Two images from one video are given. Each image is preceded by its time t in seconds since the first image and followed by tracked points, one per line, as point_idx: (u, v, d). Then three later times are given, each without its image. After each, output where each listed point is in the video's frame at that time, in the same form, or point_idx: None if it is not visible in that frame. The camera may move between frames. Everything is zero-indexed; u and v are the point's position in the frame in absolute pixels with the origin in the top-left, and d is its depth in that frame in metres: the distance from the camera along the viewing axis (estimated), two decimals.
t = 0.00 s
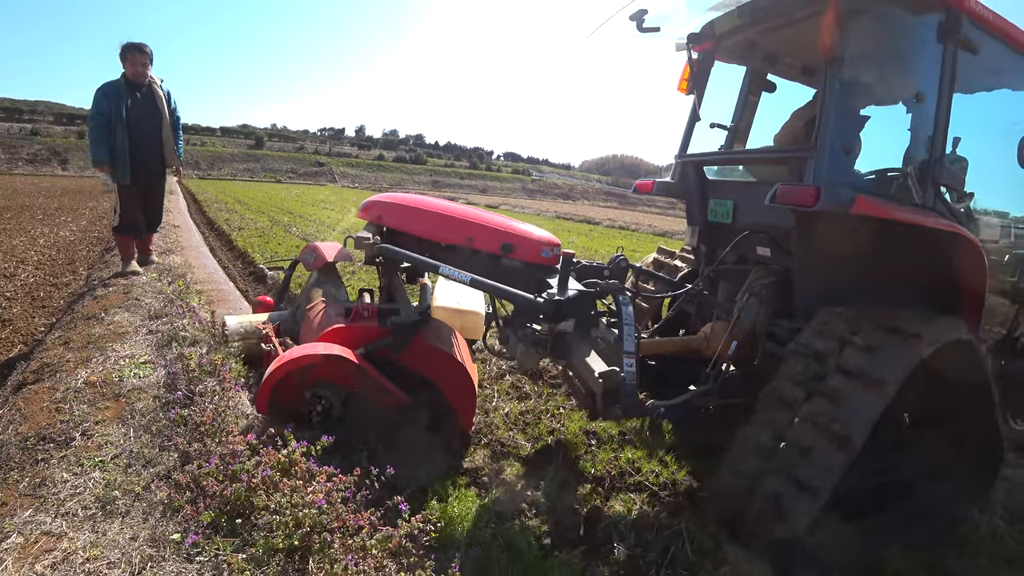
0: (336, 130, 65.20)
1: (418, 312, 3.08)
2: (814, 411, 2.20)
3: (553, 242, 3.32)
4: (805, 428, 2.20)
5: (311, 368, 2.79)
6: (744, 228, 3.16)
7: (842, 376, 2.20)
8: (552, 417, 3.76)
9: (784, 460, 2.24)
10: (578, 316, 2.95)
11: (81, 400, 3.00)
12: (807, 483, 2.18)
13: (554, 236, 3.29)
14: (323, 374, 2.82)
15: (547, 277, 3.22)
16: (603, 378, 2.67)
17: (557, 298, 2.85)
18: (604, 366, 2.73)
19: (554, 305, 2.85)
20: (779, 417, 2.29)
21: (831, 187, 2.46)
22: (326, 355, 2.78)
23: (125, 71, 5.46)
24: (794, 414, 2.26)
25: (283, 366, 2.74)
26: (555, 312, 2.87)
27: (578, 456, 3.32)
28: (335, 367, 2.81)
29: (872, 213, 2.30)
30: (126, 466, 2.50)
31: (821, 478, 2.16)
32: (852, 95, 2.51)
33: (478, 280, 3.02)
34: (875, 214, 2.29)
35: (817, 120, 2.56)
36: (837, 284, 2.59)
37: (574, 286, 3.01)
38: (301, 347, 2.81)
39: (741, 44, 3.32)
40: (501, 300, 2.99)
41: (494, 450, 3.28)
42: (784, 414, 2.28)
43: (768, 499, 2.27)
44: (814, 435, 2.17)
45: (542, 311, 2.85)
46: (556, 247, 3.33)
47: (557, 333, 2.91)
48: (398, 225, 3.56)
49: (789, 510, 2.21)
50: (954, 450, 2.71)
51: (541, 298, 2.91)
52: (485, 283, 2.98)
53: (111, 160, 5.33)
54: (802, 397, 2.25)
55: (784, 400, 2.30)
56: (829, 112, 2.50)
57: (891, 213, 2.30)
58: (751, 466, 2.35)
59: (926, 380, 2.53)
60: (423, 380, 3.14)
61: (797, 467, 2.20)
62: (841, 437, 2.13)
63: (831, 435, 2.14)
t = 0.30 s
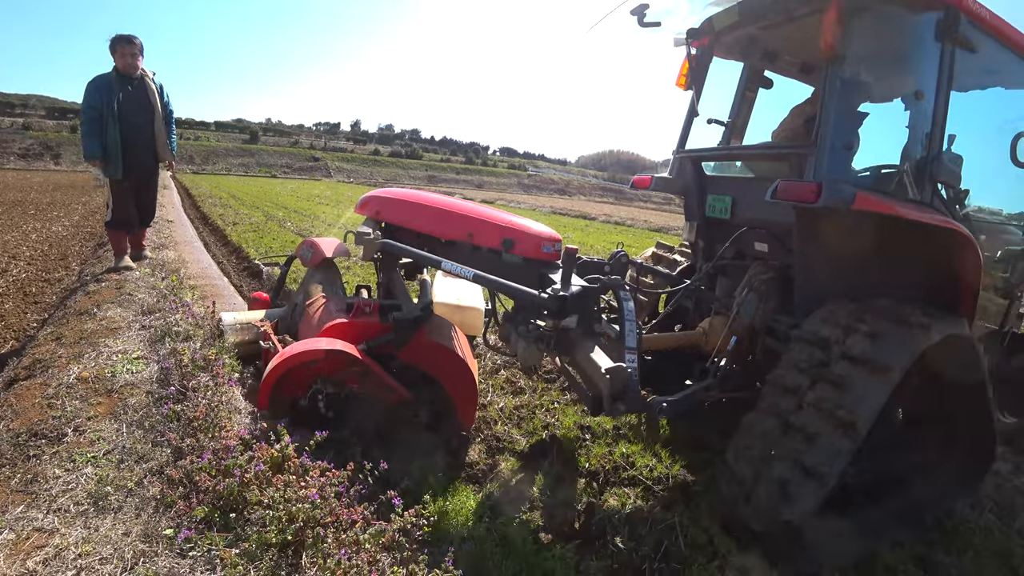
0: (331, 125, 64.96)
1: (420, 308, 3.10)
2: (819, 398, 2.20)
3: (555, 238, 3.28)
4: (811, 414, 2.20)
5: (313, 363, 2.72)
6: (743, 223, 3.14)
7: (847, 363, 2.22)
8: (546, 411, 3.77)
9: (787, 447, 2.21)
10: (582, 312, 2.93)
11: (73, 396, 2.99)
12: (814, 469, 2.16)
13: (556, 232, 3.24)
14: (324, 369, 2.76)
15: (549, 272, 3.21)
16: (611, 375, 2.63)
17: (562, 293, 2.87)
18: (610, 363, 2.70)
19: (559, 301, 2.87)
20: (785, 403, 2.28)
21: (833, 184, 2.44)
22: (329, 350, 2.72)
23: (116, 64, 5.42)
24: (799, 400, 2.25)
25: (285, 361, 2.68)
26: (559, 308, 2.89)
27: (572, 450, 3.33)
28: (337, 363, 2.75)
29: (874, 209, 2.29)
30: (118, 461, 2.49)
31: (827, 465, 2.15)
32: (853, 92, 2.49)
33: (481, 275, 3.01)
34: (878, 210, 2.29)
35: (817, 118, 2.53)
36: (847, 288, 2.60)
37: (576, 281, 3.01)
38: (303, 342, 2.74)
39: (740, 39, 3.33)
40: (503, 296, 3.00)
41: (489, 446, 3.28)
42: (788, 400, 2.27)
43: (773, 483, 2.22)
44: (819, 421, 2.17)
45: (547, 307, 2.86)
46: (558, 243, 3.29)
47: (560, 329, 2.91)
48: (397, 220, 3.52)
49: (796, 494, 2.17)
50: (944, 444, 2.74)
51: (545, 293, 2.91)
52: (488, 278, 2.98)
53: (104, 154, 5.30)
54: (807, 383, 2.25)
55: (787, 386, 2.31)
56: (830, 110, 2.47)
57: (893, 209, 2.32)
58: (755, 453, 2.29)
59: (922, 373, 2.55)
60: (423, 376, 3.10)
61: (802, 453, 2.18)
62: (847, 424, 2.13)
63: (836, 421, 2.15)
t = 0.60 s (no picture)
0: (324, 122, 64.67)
1: (420, 305, 3.04)
2: (826, 379, 2.28)
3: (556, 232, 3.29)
4: (818, 395, 2.28)
5: (313, 362, 2.71)
6: (741, 216, 3.15)
7: (853, 344, 2.30)
8: (542, 406, 3.78)
9: (797, 428, 2.29)
10: (586, 307, 2.91)
11: (66, 397, 2.98)
12: (823, 450, 2.24)
13: (558, 227, 3.25)
14: (324, 368, 2.74)
15: (551, 267, 3.19)
16: (619, 371, 2.60)
17: (567, 290, 2.84)
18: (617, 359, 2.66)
19: (563, 297, 2.83)
20: (791, 385, 2.37)
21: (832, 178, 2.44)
22: (327, 350, 2.70)
23: (105, 62, 5.38)
24: (806, 381, 2.34)
25: (283, 360, 2.66)
26: (564, 304, 2.85)
27: (568, 445, 3.33)
28: (336, 363, 2.74)
29: (875, 201, 2.31)
30: (113, 461, 2.49)
31: (836, 444, 2.23)
32: (852, 85, 2.49)
33: (484, 272, 3.00)
34: (877, 202, 2.31)
35: (816, 111, 2.54)
36: (838, 279, 2.67)
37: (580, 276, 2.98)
38: (302, 341, 2.71)
39: (736, 32, 3.33)
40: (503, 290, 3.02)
41: (486, 442, 3.29)
42: (794, 382, 2.37)
43: (782, 465, 2.30)
44: (826, 402, 2.25)
45: (553, 303, 2.83)
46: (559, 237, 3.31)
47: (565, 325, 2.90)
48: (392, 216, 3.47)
49: (806, 475, 2.25)
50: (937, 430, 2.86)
51: (549, 289, 2.88)
52: (491, 275, 2.98)
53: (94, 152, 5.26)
54: (814, 365, 2.34)
55: (794, 368, 2.39)
56: (829, 104, 2.48)
57: (894, 202, 2.33)
58: (763, 436, 2.37)
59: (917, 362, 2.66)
60: (424, 374, 3.10)
61: (811, 433, 2.25)
62: (856, 403, 2.21)
63: (844, 402, 2.22)
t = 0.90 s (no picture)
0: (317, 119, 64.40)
1: (419, 305, 3.03)
2: (835, 366, 2.31)
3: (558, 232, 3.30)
4: (826, 381, 2.30)
5: (311, 366, 2.71)
6: (740, 212, 3.16)
7: (859, 332, 2.34)
8: (538, 403, 3.78)
9: (805, 414, 2.30)
10: (590, 307, 2.95)
11: (58, 399, 2.96)
12: (830, 435, 2.24)
13: (559, 226, 3.26)
14: (323, 371, 2.74)
15: (553, 266, 3.23)
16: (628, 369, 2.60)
17: (573, 289, 2.86)
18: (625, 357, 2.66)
19: (569, 297, 2.86)
20: (797, 372, 2.39)
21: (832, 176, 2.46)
22: (325, 352, 2.70)
23: (95, 60, 5.33)
24: (812, 368, 2.36)
25: (282, 364, 2.65)
26: (571, 303, 2.88)
27: (564, 441, 3.34)
28: (335, 365, 2.74)
29: (876, 198, 2.33)
30: (106, 463, 2.48)
31: (844, 430, 2.23)
32: (850, 84, 2.50)
33: (487, 271, 3.00)
34: (878, 199, 2.32)
35: (816, 109, 2.55)
36: (838, 276, 2.66)
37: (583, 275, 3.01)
38: (299, 346, 2.70)
39: (731, 30, 3.34)
40: (504, 288, 3.05)
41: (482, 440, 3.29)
42: (801, 369, 2.39)
43: (790, 452, 2.29)
44: (834, 389, 2.28)
45: (560, 302, 2.85)
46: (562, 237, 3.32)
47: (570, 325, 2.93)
48: (390, 215, 3.42)
49: (815, 461, 2.24)
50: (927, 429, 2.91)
51: (556, 289, 2.90)
52: (492, 274, 2.98)
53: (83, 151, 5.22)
54: (820, 352, 2.37)
55: (801, 356, 2.41)
56: (829, 102, 2.49)
57: (895, 200, 2.34)
58: (770, 423, 2.38)
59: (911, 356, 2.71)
60: (424, 374, 3.09)
61: (818, 420, 2.27)
62: (863, 389, 2.23)
63: (852, 387, 2.24)
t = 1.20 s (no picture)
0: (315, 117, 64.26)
1: (421, 305, 3.04)
2: (843, 352, 2.33)
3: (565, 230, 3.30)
4: (836, 368, 2.31)
5: (313, 365, 2.68)
6: (741, 210, 3.18)
7: (866, 322, 2.35)
8: (536, 400, 3.79)
9: (816, 400, 2.31)
10: (597, 307, 2.93)
11: (57, 395, 2.96)
12: (842, 420, 2.23)
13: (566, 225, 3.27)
14: (325, 370, 2.72)
15: (558, 264, 3.22)
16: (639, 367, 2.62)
17: (584, 288, 2.83)
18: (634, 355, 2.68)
19: (579, 295, 2.82)
20: (806, 359, 2.41)
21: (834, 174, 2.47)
22: (327, 351, 2.68)
23: (93, 56, 5.32)
24: (821, 355, 2.38)
25: (282, 364, 2.62)
26: (581, 302, 2.85)
27: (562, 437, 3.35)
28: (337, 364, 2.72)
29: (880, 196, 2.34)
30: (106, 459, 2.48)
31: (856, 414, 2.21)
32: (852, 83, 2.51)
33: (493, 270, 2.99)
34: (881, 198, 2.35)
35: (819, 107, 2.55)
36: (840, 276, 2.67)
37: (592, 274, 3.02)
38: (300, 345, 2.68)
39: (730, 29, 3.34)
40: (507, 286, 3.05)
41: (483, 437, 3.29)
42: (810, 357, 2.40)
43: (801, 438, 2.30)
44: (843, 375, 2.28)
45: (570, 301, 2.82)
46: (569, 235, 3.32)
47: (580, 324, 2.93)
48: (394, 214, 3.41)
49: (826, 447, 2.23)
50: (922, 425, 2.92)
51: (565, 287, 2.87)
52: (495, 272, 2.98)
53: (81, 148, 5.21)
54: (829, 340, 2.38)
55: (810, 344, 2.42)
56: (832, 101, 2.50)
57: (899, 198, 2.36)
58: (780, 410, 2.39)
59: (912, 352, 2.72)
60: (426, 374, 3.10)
61: (829, 406, 2.26)
62: (873, 374, 2.22)
63: (862, 373, 2.24)
